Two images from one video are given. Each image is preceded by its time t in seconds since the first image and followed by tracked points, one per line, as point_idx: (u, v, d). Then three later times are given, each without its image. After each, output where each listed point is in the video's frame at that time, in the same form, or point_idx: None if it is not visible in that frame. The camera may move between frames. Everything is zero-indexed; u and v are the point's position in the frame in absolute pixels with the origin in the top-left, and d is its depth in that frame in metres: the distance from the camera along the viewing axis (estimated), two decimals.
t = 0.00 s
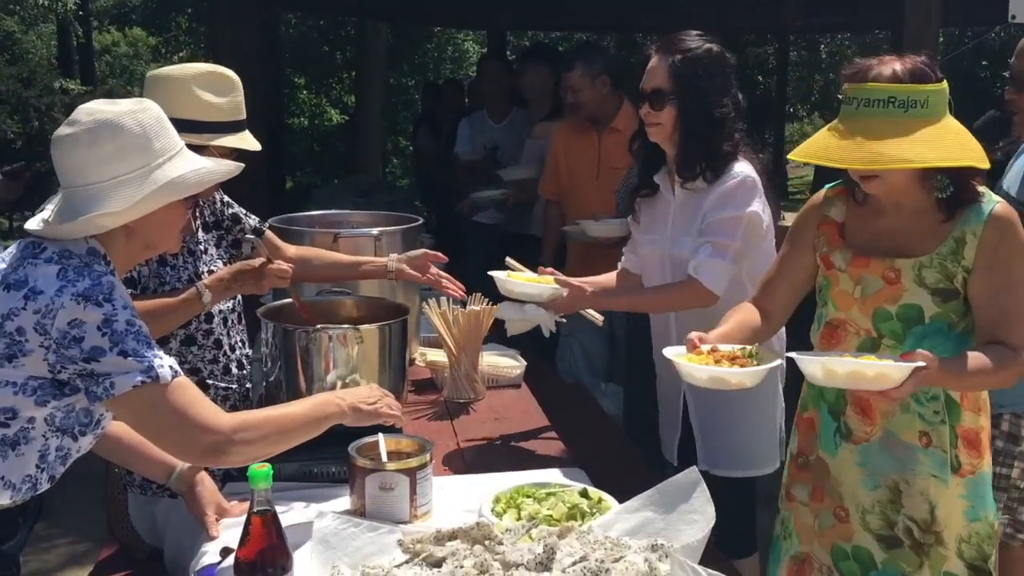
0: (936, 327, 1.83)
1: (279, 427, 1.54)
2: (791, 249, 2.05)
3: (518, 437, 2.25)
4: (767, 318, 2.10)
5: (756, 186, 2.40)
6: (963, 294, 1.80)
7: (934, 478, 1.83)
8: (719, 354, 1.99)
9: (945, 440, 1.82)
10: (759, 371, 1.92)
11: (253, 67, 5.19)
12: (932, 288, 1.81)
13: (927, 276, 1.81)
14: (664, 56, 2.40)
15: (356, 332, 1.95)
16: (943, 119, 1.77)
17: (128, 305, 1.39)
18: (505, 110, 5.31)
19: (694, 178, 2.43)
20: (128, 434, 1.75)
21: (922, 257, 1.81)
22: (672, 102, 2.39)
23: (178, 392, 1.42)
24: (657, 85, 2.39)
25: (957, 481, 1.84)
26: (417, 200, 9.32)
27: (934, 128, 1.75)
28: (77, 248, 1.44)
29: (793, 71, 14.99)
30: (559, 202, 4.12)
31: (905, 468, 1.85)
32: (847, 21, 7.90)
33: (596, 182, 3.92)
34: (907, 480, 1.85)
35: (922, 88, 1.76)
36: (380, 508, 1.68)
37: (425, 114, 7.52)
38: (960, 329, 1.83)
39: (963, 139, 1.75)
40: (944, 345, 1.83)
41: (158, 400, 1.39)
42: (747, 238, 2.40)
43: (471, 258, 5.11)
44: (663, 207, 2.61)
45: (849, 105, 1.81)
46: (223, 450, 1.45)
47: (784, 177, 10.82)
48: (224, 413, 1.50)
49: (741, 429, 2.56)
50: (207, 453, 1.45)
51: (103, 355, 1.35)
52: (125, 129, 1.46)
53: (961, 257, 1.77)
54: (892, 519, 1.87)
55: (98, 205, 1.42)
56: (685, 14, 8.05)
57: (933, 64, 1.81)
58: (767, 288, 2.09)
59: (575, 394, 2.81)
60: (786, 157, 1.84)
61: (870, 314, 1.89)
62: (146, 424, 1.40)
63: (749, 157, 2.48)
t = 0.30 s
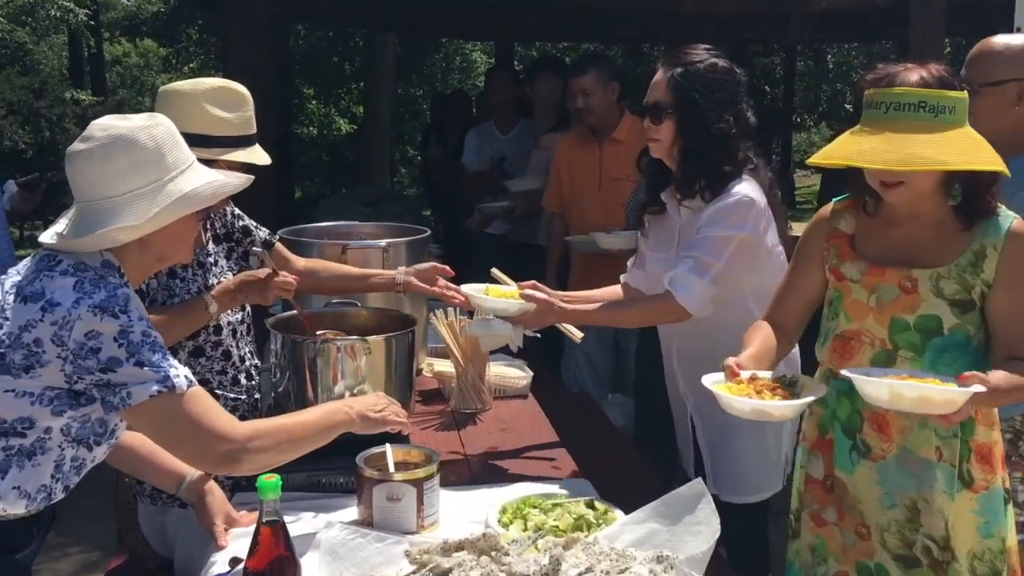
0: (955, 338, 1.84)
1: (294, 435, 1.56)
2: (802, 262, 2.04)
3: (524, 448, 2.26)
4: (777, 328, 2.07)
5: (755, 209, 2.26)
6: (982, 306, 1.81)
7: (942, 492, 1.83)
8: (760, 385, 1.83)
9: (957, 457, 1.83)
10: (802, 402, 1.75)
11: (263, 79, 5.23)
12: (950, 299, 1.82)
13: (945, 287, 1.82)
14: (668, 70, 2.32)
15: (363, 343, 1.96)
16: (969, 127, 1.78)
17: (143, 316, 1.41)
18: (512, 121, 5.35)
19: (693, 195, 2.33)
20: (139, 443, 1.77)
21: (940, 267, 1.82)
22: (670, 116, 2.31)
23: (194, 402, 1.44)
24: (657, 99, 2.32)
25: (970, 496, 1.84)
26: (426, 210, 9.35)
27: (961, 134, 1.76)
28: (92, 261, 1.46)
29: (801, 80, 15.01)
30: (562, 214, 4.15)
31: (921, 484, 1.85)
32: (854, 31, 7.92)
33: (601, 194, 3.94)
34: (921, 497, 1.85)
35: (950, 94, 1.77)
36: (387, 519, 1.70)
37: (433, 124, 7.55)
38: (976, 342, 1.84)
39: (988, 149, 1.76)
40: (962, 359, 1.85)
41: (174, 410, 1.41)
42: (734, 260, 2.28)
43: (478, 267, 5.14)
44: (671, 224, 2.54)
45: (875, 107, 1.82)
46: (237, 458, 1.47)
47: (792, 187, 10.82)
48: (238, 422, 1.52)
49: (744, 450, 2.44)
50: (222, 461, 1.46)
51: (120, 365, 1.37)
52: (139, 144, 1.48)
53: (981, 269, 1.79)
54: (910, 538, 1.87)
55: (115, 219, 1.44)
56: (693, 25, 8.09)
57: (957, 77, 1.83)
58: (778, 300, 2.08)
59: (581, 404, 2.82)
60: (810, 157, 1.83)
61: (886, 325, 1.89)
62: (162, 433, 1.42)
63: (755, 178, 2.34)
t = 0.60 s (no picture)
0: (994, 351, 1.84)
1: (299, 448, 1.57)
2: (821, 279, 1.96)
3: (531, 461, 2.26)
4: (799, 349, 1.98)
5: (752, 228, 2.12)
6: (1016, 317, 1.84)
7: (979, 510, 1.82)
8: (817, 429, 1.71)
9: (993, 472, 1.83)
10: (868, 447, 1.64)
11: (270, 93, 5.26)
12: (988, 311, 1.83)
13: (981, 299, 1.83)
14: (673, 83, 2.20)
15: (370, 356, 1.97)
16: (988, 141, 1.78)
17: (147, 327, 1.42)
18: (519, 133, 5.37)
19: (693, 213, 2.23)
20: (148, 456, 1.78)
21: (975, 280, 1.83)
22: (671, 130, 2.19)
23: (198, 414, 1.45)
24: (659, 112, 2.21)
25: (1009, 511, 1.85)
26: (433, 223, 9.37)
27: (982, 151, 1.76)
28: (95, 273, 1.47)
29: (809, 91, 15.01)
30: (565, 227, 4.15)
31: (953, 504, 1.84)
32: (860, 41, 7.92)
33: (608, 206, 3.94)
34: (952, 515, 1.84)
35: (972, 109, 1.75)
36: (394, 532, 1.69)
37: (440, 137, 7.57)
38: (1010, 352, 1.86)
39: (1009, 162, 1.77)
40: (999, 371, 1.85)
41: (178, 422, 1.42)
42: (726, 281, 2.15)
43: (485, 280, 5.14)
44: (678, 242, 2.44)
45: (895, 126, 1.79)
46: (241, 470, 1.48)
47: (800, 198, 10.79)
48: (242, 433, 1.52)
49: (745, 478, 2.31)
50: (225, 471, 1.47)
51: (124, 377, 1.38)
52: (139, 156, 1.49)
53: (1015, 281, 1.82)
54: (925, 558, 1.86)
55: (118, 232, 1.44)
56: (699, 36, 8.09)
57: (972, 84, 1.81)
58: (796, 319, 2.00)
59: (588, 416, 2.81)
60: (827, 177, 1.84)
61: (923, 340, 1.86)
62: (167, 444, 1.43)
63: (760, 196, 2.20)
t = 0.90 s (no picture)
0: None
1: (296, 461, 1.56)
2: (877, 299, 1.90)
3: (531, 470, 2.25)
4: (855, 374, 1.94)
5: (747, 240, 2.10)
6: None
7: None
8: (869, 452, 1.68)
9: None
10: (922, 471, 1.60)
11: (267, 101, 5.26)
12: None
13: None
14: (670, 92, 2.19)
15: (368, 366, 1.95)
16: None
17: (142, 339, 1.41)
18: (516, 140, 5.36)
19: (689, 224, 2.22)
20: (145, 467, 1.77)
21: None
22: (667, 141, 2.18)
23: (194, 426, 1.43)
24: (655, 122, 2.20)
25: None
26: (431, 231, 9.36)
27: None
28: (89, 283, 1.46)
29: (806, 97, 15.03)
30: (564, 235, 4.13)
31: None
32: (858, 48, 7.92)
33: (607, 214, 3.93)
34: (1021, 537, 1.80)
35: None
36: (393, 543, 1.68)
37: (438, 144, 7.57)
38: None
39: None
40: None
41: (174, 435, 1.41)
42: (722, 293, 2.13)
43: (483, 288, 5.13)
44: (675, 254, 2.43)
45: (954, 143, 1.71)
46: (237, 482, 1.47)
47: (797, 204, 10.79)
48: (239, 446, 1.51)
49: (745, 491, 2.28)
50: (220, 485, 1.45)
51: (119, 389, 1.37)
52: (128, 164, 1.47)
53: None
54: None
55: (110, 242, 1.43)
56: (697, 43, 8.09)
57: None
58: (851, 341, 1.95)
59: (588, 425, 2.79)
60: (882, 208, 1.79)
61: (994, 356, 1.80)
62: (162, 457, 1.42)
63: (757, 208, 2.19)
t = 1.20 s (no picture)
0: None
1: (289, 462, 1.53)
2: (925, 307, 1.85)
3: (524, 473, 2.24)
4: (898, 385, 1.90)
5: (749, 238, 2.10)
6: None
7: None
8: (903, 463, 1.64)
9: None
10: (959, 484, 1.58)
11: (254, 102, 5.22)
12: None
13: None
14: (662, 91, 2.18)
15: (361, 368, 1.93)
16: None
17: (129, 340, 1.38)
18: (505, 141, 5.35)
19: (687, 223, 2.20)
20: (133, 473, 1.74)
21: None
22: (664, 139, 2.16)
23: (183, 428, 1.41)
24: (651, 120, 2.17)
25: None
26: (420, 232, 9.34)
27: None
28: (71, 284, 1.43)
29: (793, 98, 15.09)
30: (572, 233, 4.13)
31: None
32: (845, 48, 7.96)
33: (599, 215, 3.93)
34: None
35: None
36: (387, 548, 1.66)
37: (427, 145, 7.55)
38: None
39: None
40: None
41: (163, 438, 1.38)
42: (731, 295, 2.12)
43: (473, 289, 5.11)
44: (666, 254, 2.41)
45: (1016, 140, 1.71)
46: (229, 484, 1.45)
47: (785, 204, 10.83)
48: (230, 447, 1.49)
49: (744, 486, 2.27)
50: (213, 485, 1.43)
51: (106, 392, 1.34)
52: (101, 161, 1.44)
53: None
54: None
55: (87, 243, 1.41)
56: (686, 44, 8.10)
57: None
58: (894, 350, 1.89)
59: (581, 426, 2.77)
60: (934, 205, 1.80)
61: None
62: (151, 460, 1.39)
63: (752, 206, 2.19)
